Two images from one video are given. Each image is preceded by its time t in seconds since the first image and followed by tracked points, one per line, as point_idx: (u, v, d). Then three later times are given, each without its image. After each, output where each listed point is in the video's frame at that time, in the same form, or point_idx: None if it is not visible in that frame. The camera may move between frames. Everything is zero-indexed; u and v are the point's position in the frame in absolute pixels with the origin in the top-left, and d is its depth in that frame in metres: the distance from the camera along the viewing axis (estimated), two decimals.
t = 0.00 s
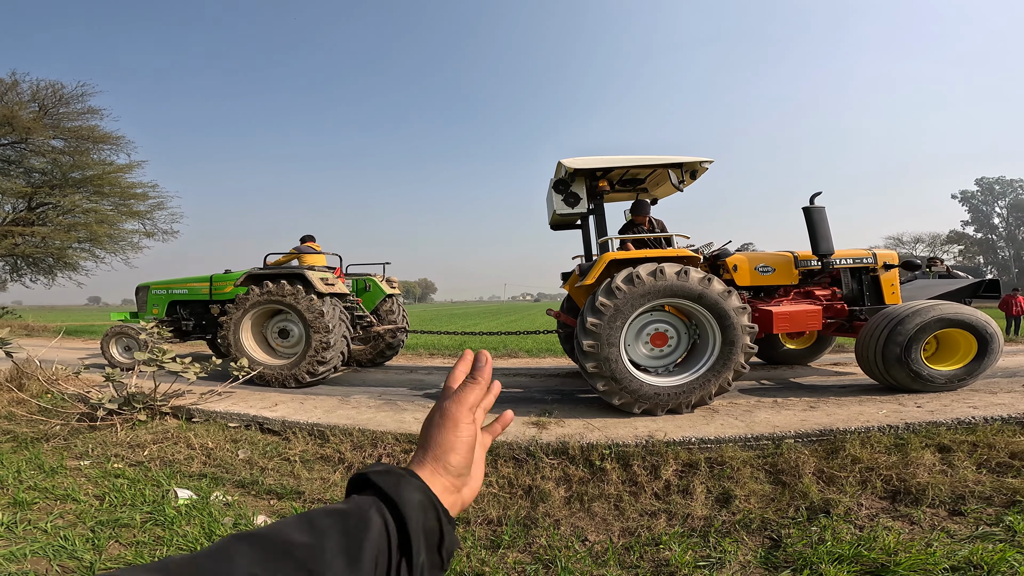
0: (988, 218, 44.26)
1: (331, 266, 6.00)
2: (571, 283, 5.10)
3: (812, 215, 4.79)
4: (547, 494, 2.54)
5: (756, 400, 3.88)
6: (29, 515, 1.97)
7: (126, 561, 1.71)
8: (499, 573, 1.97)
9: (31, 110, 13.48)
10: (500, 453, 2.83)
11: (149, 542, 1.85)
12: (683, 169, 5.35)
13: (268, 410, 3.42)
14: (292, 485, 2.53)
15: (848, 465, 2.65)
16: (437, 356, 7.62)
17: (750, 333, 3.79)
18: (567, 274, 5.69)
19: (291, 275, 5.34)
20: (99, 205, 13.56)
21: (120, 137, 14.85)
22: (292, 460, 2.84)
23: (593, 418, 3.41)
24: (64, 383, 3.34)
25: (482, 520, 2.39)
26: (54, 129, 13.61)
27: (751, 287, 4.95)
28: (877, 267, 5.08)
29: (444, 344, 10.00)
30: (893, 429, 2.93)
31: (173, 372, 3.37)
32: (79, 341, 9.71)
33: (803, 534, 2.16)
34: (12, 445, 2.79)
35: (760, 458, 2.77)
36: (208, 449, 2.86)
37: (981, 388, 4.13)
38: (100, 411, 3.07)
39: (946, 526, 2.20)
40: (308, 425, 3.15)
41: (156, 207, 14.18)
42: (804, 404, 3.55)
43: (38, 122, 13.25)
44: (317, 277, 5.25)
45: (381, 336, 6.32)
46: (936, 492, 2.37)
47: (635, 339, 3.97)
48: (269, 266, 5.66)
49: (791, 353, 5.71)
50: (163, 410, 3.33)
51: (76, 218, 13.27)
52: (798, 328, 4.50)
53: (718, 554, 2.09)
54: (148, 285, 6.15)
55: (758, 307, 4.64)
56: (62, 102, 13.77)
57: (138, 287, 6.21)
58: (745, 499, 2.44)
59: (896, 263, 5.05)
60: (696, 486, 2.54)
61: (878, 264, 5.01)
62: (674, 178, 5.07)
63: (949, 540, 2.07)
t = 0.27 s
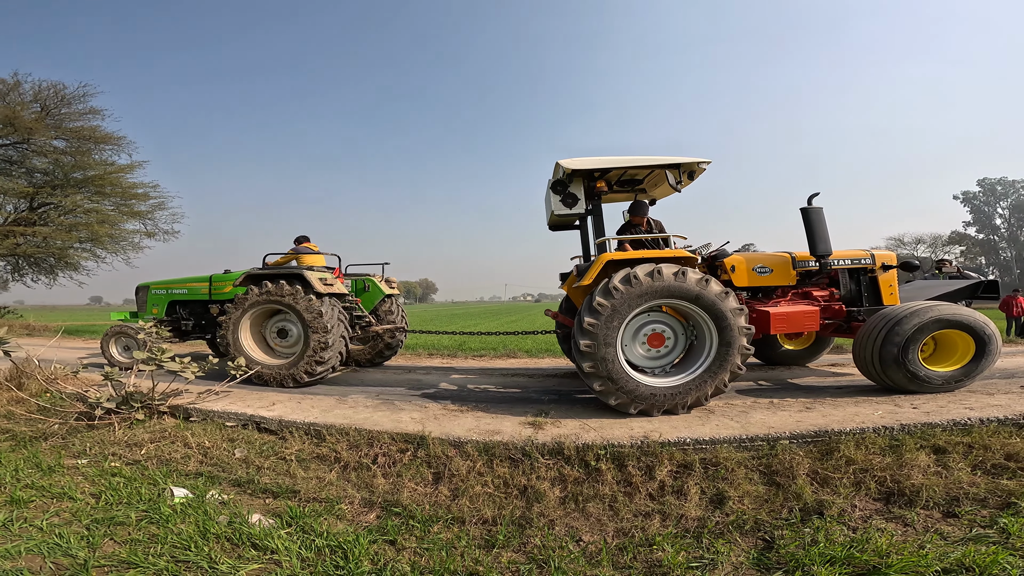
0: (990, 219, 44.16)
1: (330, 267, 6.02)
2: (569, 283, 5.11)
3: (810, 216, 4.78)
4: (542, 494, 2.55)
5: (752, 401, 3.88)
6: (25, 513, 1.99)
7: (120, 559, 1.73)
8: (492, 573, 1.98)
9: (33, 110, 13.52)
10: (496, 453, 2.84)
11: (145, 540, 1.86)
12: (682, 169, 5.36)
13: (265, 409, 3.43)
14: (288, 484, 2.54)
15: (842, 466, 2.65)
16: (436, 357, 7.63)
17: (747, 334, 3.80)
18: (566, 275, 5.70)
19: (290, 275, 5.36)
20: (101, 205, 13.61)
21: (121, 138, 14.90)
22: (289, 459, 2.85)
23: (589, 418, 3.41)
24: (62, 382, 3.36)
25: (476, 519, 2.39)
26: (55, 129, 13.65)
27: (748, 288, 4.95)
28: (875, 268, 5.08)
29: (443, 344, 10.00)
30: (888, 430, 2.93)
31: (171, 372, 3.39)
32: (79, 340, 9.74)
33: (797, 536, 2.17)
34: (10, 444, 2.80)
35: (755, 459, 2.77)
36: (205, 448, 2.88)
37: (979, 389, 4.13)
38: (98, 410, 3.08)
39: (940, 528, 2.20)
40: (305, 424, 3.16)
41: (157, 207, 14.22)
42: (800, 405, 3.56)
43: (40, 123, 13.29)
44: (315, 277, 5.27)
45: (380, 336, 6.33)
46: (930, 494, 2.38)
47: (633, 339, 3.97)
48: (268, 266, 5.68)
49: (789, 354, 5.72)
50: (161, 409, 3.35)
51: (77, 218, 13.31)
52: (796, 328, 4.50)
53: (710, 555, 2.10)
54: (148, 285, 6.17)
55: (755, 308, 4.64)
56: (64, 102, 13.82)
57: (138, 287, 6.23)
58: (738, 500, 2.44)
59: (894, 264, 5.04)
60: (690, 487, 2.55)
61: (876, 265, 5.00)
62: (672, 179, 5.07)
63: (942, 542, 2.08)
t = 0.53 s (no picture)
0: (1001, 218, 43.66)
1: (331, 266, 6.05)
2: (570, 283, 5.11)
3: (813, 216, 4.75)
4: (538, 493, 2.55)
5: (752, 401, 3.86)
6: (25, 508, 2.02)
7: (116, 553, 1.75)
8: (486, 570, 1.99)
9: (42, 111, 13.68)
10: (493, 451, 2.85)
11: (142, 535, 1.88)
12: (684, 168, 5.34)
13: (266, 407, 3.47)
14: (286, 481, 2.57)
15: (839, 466, 2.64)
16: (438, 356, 7.65)
17: (748, 335, 3.78)
18: (568, 274, 5.70)
19: (293, 275, 5.40)
20: (109, 205, 13.76)
21: (128, 139, 15.04)
22: (288, 456, 2.88)
23: (587, 417, 3.41)
24: (66, 379, 3.41)
25: (472, 517, 2.40)
26: (64, 131, 13.80)
27: (750, 287, 4.94)
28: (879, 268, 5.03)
29: (446, 344, 10.02)
30: (888, 430, 2.91)
31: (173, 369, 3.42)
32: (86, 339, 9.85)
33: (792, 537, 2.16)
34: (14, 440, 2.85)
35: (752, 459, 2.76)
36: (205, 445, 2.91)
37: (983, 390, 4.09)
38: (101, 407, 3.12)
39: (938, 530, 2.18)
40: (304, 422, 3.18)
41: (164, 207, 14.35)
42: (800, 405, 3.54)
43: (49, 124, 13.44)
44: (317, 276, 5.32)
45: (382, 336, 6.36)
46: (929, 495, 2.36)
47: (633, 339, 3.97)
48: (271, 265, 5.72)
49: (792, 354, 5.69)
50: (163, 406, 3.39)
51: (86, 219, 13.46)
52: (798, 328, 4.48)
53: (704, 555, 2.09)
54: (154, 284, 6.23)
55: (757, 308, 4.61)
56: (73, 104, 13.98)
57: (144, 286, 6.30)
58: (734, 500, 2.44)
59: (898, 263, 4.99)
60: (686, 487, 2.55)
61: (880, 265, 4.96)
62: (673, 178, 5.06)
63: (939, 544, 2.06)
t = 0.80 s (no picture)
0: (1017, 217, 42.88)
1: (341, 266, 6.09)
2: (580, 283, 5.11)
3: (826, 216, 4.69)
4: (540, 493, 2.56)
5: (759, 403, 3.84)
6: (35, 504, 2.07)
7: (123, 550, 1.79)
8: (487, 570, 2.01)
9: (57, 113, 13.90)
10: (496, 451, 2.87)
11: (148, 532, 1.92)
12: (694, 169, 5.32)
13: (274, 406, 3.51)
14: (292, 479, 2.60)
15: (846, 468, 2.61)
16: (444, 356, 7.68)
17: (760, 340, 3.76)
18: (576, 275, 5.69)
19: (304, 275, 5.46)
20: (122, 206, 13.98)
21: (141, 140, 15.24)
22: (294, 454, 2.92)
23: (591, 418, 3.41)
24: (79, 378, 3.48)
25: (474, 516, 2.42)
26: (78, 132, 14.02)
27: (763, 288, 4.88)
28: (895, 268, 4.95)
29: (452, 344, 10.04)
30: (896, 432, 2.88)
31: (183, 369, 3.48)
32: (99, 338, 10.00)
33: (796, 539, 2.15)
34: (28, 438, 2.91)
35: (757, 461, 2.75)
36: (213, 443, 2.95)
37: (996, 392, 4.03)
38: (112, 405, 3.18)
39: (945, 533, 2.16)
40: (310, 420, 3.22)
41: (176, 208, 14.53)
42: (807, 407, 3.51)
43: (64, 126, 13.65)
44: (328, 276, 5.37)
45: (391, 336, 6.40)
46: (937, 498, 2.33)
47: (644, 339, 3.95)
48: (282, 266, 5.78)
49: (804, 356, 5.63)
50: (173, 404, 3.44)
51: (100, 219, 13.66)
52: (812, 329, 4.41)
53: (706, 557, 2.09)
54: (168, 284, 6.32)
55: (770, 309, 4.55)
56: (87, 106, 14.20)
57: (158, 286, 6.39)
58: (738, 502, 2.43)
59: (915, 264, 4.89)
60: (689, 488, 2.54)
61: (896, 265, 4.87)
62: (683, 179, 5.03)
63: (945, 548, 2.04)
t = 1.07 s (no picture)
0: None
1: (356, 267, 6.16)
2: (592, 284, 5.09)
3: (844, 218, 4.59)
4: (546, 494, 2.57)
5: (768, 405, 3.80)
6: (50, 501, 2.12)
7: (135, 547, 1.83)
8: (491, 570, 2.02)
9: (75, 116, 14.17)
10: (502, 452, 2.88)
11: (160, 529, 1.96)
12: (708, 171, 5.28)
13: (284, 405, 3.55)
14: (301, 478, 2.64)
15: (856, 472, 2.58)
16: (452, 357, 7.70)
17: (776, 347, 3.71)
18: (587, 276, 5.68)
19: (318, 275, 5.51)
20: (139, 207, 14.22)
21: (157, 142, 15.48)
22: (303, 453, 2.95)
23: (598, 420, 3.40)
24: (95, 377, 3.55)
25: (480, 517, 2.44)
26: (96, 135, 14.28)
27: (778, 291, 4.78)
28: (916, 271, 4.87)
29: (460, 345, 10.07)
30: (909, 435, 2.84)
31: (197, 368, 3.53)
32: (114, 337, 10.17)
33: (804, 542, 2.14)
34: (45, 436, 2.98)
35: (766, 463, 2.73)
36: (225, 442, 3.00)
37: (1013, 396, 3.95)
38: (128, 403, 3.25)
39: (957, 537, 2.13)
40: (320, 420, 3.26)
41: (191, 209, 14.74)
42: (818, 410, 3.48)
43: (82, 128, 13.90)
44: (343, 277, 5.42)
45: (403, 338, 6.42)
46: (949, 502, 2.30)
47: (657, 339, 3.92)
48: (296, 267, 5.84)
49: (821, 358, 5.55)
50: (186, 403, 3.50)
51: (116, 221, 13.91)
52: (829, 333, 4.29)
53: (713, 560, 2.09)
54: (185, 284, 6.43)
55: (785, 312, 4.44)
56: (104, 108, 14.45)
57: (175, 287, 6.49)
58: (745, 504, 2.42)
59: (937, 267, 4.84)
60: (696, 491, 2.53)
61: (917, 268, 4.79)
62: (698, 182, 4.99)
63: (958, 552, 2.02)
